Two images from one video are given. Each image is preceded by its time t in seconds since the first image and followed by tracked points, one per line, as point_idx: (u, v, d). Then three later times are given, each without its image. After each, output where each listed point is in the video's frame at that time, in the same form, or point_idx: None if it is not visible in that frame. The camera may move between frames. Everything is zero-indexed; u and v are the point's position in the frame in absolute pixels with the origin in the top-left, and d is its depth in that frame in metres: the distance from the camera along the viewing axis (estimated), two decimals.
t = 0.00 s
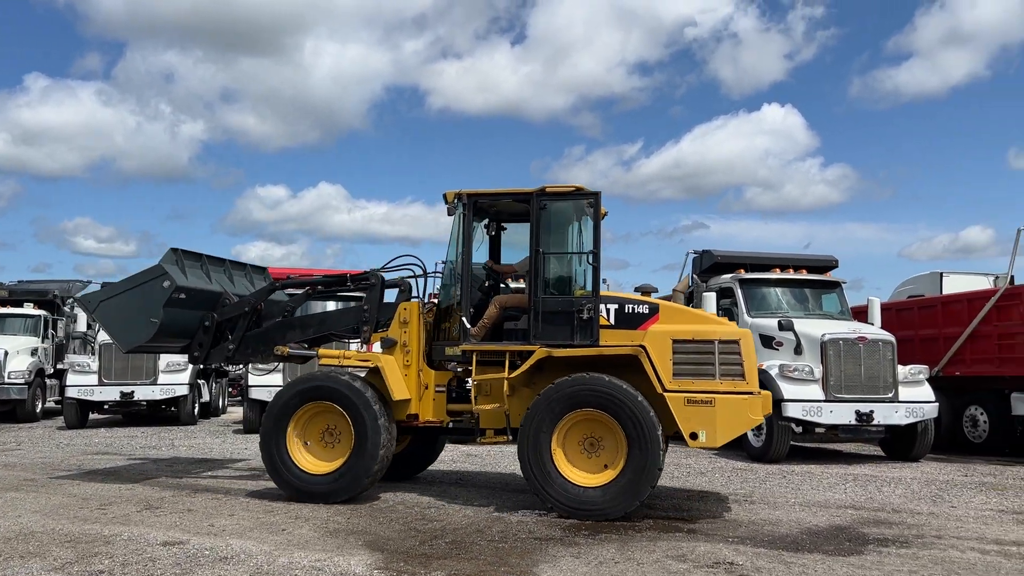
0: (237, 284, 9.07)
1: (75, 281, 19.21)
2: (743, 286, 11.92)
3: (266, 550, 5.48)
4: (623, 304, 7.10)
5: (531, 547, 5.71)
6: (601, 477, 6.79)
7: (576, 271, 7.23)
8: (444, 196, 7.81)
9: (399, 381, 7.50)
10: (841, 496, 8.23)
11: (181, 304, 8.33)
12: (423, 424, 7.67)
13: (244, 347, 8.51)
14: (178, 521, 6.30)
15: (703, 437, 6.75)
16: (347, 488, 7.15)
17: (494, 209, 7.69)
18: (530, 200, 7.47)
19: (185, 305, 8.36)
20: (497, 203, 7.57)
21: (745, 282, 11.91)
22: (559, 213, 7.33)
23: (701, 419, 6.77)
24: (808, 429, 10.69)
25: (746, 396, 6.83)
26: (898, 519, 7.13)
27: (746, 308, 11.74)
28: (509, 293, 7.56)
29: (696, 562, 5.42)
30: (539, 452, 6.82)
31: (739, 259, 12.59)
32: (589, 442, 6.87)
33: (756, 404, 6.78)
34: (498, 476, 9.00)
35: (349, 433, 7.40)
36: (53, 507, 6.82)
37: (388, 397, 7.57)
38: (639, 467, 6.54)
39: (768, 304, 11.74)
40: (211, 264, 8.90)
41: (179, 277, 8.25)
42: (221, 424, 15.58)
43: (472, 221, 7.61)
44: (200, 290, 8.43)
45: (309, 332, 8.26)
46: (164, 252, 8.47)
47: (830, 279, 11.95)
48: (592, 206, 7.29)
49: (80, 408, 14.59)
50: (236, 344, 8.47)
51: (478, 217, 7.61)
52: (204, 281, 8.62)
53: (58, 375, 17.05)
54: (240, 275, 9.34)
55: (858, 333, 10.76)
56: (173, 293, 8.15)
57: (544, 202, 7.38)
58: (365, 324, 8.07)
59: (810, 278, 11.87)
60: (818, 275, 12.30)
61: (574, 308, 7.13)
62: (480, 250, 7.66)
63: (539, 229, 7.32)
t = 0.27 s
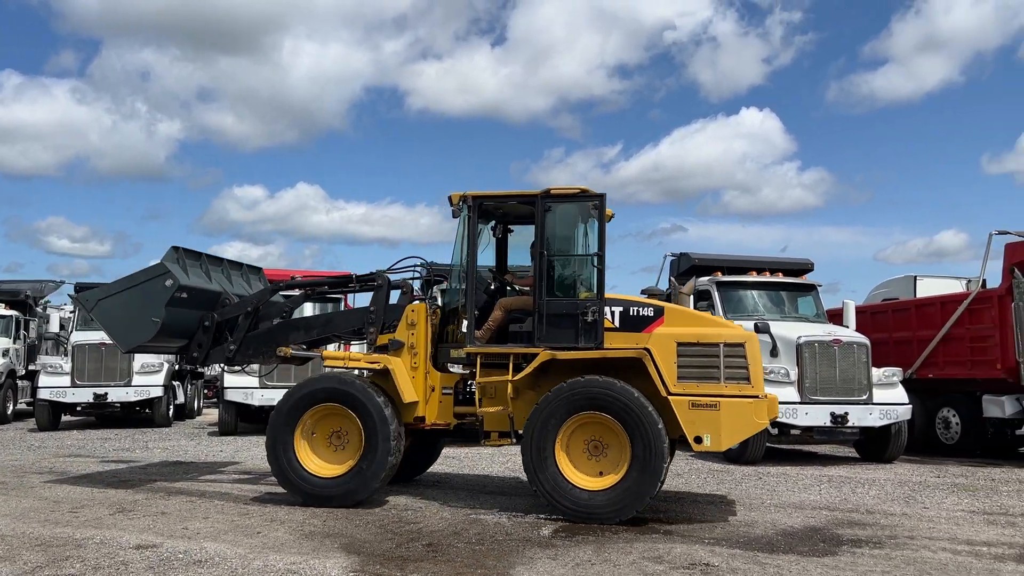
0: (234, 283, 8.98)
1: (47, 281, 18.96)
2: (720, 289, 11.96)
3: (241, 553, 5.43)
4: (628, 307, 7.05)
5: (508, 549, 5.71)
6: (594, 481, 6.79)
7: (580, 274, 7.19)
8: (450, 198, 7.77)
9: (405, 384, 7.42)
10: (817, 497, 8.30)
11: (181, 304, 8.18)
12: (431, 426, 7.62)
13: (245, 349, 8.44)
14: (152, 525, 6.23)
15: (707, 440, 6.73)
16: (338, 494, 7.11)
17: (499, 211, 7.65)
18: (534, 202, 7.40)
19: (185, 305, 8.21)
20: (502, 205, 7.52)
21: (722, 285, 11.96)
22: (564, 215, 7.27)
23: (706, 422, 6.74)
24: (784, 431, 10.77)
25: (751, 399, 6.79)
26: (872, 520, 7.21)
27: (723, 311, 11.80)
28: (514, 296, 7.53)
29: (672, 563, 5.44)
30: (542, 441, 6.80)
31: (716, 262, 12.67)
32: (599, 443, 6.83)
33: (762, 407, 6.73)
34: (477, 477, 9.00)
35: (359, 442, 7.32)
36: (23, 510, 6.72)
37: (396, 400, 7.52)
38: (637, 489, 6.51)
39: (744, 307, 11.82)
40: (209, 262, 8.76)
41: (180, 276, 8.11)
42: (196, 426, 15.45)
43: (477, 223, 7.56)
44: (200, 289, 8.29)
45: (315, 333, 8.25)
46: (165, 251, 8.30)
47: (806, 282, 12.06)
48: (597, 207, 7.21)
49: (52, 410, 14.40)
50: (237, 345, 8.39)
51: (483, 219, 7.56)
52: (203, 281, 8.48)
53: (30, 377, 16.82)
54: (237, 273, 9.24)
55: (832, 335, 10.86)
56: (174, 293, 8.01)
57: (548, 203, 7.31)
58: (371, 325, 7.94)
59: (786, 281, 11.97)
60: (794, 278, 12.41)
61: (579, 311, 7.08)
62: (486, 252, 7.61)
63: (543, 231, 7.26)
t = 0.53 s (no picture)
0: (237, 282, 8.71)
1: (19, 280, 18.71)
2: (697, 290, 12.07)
3: (215, 556, 5.39)
4: (641, 311, 6.94)
5: (484, 551, 5.71)
6: (592, 479, 6.75)
7: (594, 277, 7.11)
8: (463, 201, 7.72)
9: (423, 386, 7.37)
10: (792, 498, 8.37)
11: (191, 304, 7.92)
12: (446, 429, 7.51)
13: (253, 350, 8.21)
14: (125, 527, 6.16)
15: (719, 448, 6.61)
16: (339, 498, 7.02)
17: (511, 213, 7.57)
18: (546, 205, 7.34)
19: (195, 306, 7.96)
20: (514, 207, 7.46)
21: (699, 286, 12.06)
22: (577, 218, 7.20)
23: (718, 430, 6.62)
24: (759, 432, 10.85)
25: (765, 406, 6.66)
26: (847, 520, 7.28)
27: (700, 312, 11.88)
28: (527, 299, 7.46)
29: (649, 563, 5.47)
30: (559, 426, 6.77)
31: (693, 264, 12.76)
32: (615, 449, 6.75)
33: (776, 416, 6.61)
34: (456, 478, 8.98)
35: (376, 456, 7.21)
36: None
37: (412, 403, 7.48)
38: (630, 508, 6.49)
39: (721, 308, 11.91)
40: (213, 261, 8.49)
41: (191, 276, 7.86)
42: (170, 428, 15.30)
43: (490, 225, 7.50)
44: (209, 289, 8.04)
45: (326, 334, 8.05)
46: (174, 250, 8.03)
47: (783, 284, 12.17)
48: (609, 210, 7.14)
49: (23, 411, 14.21)
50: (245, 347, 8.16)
51: (495, 222, 7.50)
52: (211, 280, 8.22)
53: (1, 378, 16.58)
54: (238, 272, 8.96)
55: (808, 337, 10.96)
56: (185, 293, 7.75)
57: (561, 207, 7.26)
58: (387, 327, 7.77)
59: (762, 283, 12.08)
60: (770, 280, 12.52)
61: (591, 315, 7.01)
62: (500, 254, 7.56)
63: (555, 234, 7.20)
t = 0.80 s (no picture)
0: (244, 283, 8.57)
1: None
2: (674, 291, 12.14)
3: (188, 558, 5.34)
4: (653, 313, 6.94)
5: (461, 552, 5.70)
6: (590, 471, 6.76)
7: (606, 278, 7.06)
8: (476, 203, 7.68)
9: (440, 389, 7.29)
10: (766, 498, 8.44)
11: (204, 306, 7.81)
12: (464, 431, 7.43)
13: (264, 352, 8.10)
14: (96, 529, 6.09)
15: (732, 452, 6.64)
16: (349, 497, 7.00)
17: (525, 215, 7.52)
18: (557, 206, 7.31)
19: (207, 308, 7.84)
20: (526, 209, 7.42)
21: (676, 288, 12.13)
22: (588, 219, 7.17)
23: (731, 434, 6.65)
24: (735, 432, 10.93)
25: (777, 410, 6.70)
26: (821, 520, 7.36)
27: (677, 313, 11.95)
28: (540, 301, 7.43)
29: (624, 564, 5.49)
30: (585, 409, 6.72)
31: (671, 265, 12.83)
32: (628, 457, 6.71)
33: (789, 419, 6.65)
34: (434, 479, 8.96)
35: (387, 467, 7.14)
36: None
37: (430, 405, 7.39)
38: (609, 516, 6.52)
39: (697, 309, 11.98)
40: (222, 261, 8.35)
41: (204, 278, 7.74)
42: (143, 429, 15.14)
43: (502, 226, 7.45)
44: (221, 291, 7.91)
45: (340, 337, 7.95)
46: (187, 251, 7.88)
47: (759, 286, 12.28)
48: (621, 211, 7.11)
49: None
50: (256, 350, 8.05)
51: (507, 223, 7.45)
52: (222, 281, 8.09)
53: None
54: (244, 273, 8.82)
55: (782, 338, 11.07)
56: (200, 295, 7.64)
57: (572, 208, 7.23)
58: (402, 330, 7.75)
59: (738, 285, 12.18)
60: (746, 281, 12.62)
61: (602, 317, 6.98)
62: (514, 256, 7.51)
63: (567, 236, 7.17)
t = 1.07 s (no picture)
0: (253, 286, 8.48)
1: None
2: (649, 292, 12.20)
3: (159, 560, 5.28)
4: (661, 312, 6.94)
5: (435, 552, 5.69)
6: (595, 459, 6.76)
7: (615, 278, 7.08)
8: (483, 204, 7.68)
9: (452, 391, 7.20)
10: (740, 497, 8.51)
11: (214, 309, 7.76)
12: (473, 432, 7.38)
13: (275, 356, 8.01)
14: (65, 531, 6.00)
15: (743, 451, 6.58)
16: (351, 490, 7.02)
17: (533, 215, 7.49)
18: (564, 205, 7.30)
19: (217, 311, 7.78)
20: (534, 209, 7.41)
21: (652, 288, 12.19)
22: (596, 218, 7.17)
23: (741, 432, 6.58)
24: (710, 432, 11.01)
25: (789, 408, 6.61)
26: (793, 519, 7.44)
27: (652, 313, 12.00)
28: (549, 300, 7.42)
29: (599, 563, 5.51)
30: (618, 403, 6.65)
31: (647, 266, 12.88)
32: (637, 459, 6.71)
33: (800, 417, 6.56)
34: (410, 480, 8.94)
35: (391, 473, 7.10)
36: None
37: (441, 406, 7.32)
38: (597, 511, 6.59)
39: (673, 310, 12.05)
40: (231, 265, 8.28)
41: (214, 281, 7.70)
42: (114, 429, 14.97)
43: (510, 226, 7.43)
44: (231, 294, 7.85)
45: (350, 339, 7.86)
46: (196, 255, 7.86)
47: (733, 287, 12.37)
48: (628, 210, 7.09)
49: None
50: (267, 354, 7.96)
51: (515, 223, 7.43)
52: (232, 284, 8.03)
53: None
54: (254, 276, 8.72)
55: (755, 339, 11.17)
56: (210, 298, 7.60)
57: (580, 207, 7.22)
58: (412, 330, 7.73)
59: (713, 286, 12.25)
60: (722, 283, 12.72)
61: (610, 316, 6.98)
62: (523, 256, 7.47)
63: (574, 235, 7.17)
